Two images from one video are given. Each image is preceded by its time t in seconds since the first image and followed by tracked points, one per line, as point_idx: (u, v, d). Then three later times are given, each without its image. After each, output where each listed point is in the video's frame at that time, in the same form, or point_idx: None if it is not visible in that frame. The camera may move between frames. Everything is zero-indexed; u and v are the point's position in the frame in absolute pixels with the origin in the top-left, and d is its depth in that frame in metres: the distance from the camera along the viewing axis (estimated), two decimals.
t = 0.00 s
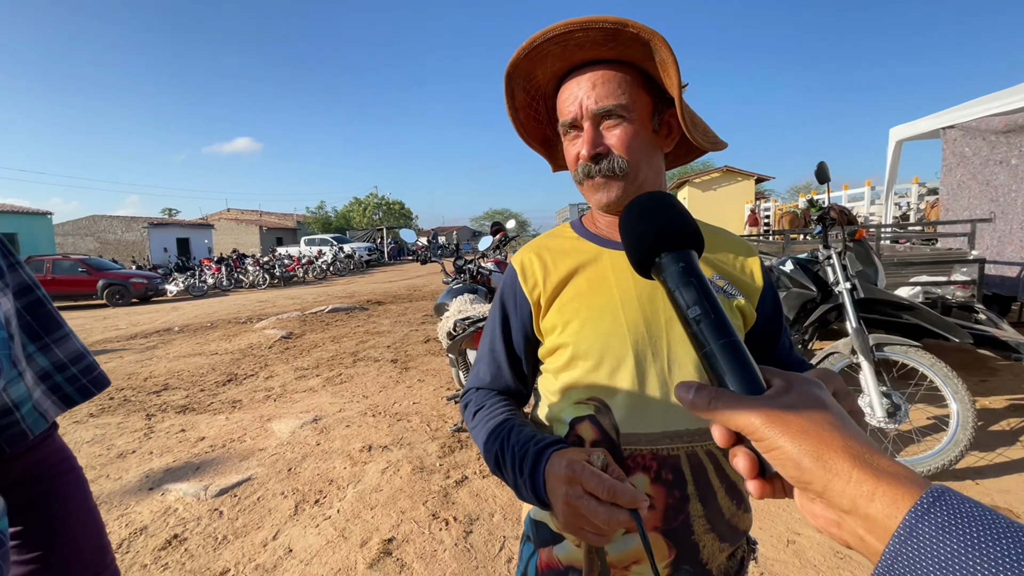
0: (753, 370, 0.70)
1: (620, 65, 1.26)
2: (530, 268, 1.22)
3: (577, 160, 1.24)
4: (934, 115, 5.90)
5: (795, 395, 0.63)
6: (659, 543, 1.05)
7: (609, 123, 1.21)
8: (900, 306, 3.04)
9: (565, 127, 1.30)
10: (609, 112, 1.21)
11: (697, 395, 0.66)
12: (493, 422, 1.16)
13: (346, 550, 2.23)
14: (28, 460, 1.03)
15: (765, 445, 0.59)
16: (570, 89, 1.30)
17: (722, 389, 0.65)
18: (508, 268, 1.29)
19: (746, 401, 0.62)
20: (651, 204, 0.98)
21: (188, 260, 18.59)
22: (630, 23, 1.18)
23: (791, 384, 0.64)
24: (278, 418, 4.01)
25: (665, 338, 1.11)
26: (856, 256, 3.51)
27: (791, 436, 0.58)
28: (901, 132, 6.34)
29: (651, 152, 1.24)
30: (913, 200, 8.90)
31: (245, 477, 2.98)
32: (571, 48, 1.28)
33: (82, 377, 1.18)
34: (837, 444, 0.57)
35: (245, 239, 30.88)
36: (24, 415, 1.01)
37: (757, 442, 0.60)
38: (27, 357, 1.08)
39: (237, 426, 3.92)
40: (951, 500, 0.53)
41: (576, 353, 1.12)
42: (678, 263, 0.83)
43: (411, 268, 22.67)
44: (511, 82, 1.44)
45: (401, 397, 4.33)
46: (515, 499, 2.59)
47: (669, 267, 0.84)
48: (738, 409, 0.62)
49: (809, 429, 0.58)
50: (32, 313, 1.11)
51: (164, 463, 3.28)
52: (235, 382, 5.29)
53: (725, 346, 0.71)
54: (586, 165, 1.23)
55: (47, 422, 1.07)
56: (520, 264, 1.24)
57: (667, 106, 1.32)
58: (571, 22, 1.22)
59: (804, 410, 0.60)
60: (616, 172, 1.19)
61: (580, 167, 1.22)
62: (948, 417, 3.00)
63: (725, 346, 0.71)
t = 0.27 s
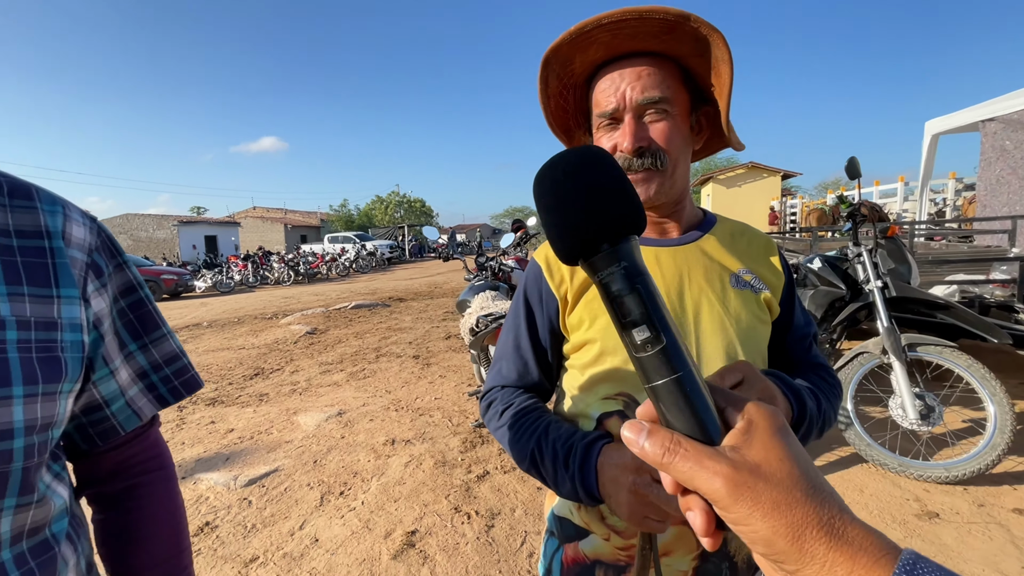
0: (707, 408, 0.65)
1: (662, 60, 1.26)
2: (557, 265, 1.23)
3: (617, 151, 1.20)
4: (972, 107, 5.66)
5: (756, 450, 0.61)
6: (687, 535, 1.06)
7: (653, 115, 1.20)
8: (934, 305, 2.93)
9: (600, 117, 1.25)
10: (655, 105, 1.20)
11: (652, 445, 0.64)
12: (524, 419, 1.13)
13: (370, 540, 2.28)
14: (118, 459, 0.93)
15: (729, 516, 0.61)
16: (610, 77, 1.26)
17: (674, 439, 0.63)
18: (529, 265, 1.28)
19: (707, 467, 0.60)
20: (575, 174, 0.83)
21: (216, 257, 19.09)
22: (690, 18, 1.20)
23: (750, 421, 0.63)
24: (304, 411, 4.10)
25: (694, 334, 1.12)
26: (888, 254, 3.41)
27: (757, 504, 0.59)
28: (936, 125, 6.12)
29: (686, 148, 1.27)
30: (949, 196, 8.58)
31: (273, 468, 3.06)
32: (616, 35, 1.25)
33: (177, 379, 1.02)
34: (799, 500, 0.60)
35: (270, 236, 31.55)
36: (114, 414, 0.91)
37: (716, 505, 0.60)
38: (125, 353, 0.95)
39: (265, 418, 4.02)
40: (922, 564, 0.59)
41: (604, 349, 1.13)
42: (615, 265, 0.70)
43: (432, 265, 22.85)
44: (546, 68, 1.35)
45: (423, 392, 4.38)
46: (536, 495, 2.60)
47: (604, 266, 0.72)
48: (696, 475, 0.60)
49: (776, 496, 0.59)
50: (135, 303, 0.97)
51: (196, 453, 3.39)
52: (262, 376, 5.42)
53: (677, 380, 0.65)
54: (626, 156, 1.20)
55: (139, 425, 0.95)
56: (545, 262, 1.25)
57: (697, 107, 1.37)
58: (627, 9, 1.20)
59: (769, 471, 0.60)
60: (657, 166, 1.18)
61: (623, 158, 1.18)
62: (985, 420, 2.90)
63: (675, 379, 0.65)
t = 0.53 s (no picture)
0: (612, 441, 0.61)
1: (709, 50, 1.26)
2: (581, 258, 1.21)
3: (666, 140, 1.18)
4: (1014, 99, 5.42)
5: (683, 483, 0.59)
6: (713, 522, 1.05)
7: (701, 106, 1.19)
8: (970, 304, 2.85)
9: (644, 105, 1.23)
10: (705, 96, 1.19)
11: (557, 500, 0.58)
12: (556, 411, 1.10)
13: (394, 531, 2.32)
14: (186, 470, 0.97)
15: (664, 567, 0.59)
16: (661, 62, 1.22)
17: (583, 487, 0.58)
18: (553, 261, 1.27)
19: (629, 522, 0.56)
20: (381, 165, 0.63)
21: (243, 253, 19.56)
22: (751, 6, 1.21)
23: (666, 449, 0.60)
24: (328, 404, 4.18)
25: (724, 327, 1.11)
26: (923, 250, 3.31)
27: (690, 548, 0.58)
28: (974, 117, 5.90)
29: (720, 142, 1.28)
30: (987, 191, 8.25)
31: (299, 459, 3.14)
32: (672, 19, 1.21)
33: (237, 399, 1.01)
34: (735, 535, 0.59)
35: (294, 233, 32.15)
36: (173, 428, 0.94)
37: (639, 553, 0.57)
38: (192, 368, 0.97)
39: (290, 410, 4.12)
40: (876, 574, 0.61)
41: (630, 343, 1.12)
42: (460, 293, 0.59)
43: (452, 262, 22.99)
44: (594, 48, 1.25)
45: (444, 387, 4.42)
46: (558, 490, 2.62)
47: (444, 296, 0.60)
48: (616, 527, 0.57)
49: (710, 538, 0.58)
50: (203, 320, 0.99)
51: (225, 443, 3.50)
52: (288, 369, 5.55)
53: (565, 421, 0.58)
54: (673, 147, 1.19)
55: (200, 441, 0.97)
56: (569, 255, 1.23)
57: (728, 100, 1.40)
58: None
59: (699, 508, 0.58)
60: (702, 158, 1.18)
61: (673, 148, 1.17)
62: None
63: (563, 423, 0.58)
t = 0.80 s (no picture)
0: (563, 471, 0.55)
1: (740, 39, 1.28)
2: (594, 255, 1.21)
3: (699, 129, 1.17)
4: None
5: (646, 507, 0.54)
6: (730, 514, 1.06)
7: (731, 96, 1.20)
8: (984, 302, 2.84)
9: (675, 92, 1.21)
10: (736, 87, 1.21)
11: (500, 543, 0.53)
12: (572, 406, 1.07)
13: (405, 525, 2.34)
14: (168, 482, 0.99)
15: None
16: (696, 49, 1.21)
17: (531, 525, 0.53)
18: (564, 259, 1.26)
19: (588, 560, 0.52)
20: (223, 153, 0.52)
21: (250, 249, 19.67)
22: None
23: (625, 469, 0.55)
24: (337, 399, 4.21)
25: (739, 323, 1.12)
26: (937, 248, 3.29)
27: None
28: (988, 113, 5.83)
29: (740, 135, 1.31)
30: (1000, 188, 8.16)
31: (309, 453, 3.16)
32: (710, 6, 1.21)
33: (222, 404, 1.01)
34: (710, 556, 0.55)
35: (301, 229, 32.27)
36: (154, 436, 0.95)
37: None
38: (174, 371, 0.97)
39: (300, 405, 4.15)
40: None
41: (646, 340, 1.13)
42: (349, 317, 0.48)
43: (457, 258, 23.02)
44: (632, 26, 1.20)
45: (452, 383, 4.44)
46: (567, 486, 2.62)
47: (329, 321, 0.50)
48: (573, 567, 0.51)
49: (681, 567, 0.53)
50: (187, 320, 0.99)
51: (236, 437, 3.53)
52: (296, 364, 5.59)
53: (506, 455, 0.52)
54: (705, 136, 1.18)
55: (184, 451, 0.97)
56: (582, 252, 1.22)
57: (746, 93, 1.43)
58: None
59: (665, 532, 0.54)
60: (732, 149, 1.19)
61: (707, 136, 1.16)
62: None
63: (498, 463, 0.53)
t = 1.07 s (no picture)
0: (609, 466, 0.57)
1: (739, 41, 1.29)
2: (582, 252, 1.20)
3: (703, 128, 1.15)
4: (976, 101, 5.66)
5: (698, 523, 0.55)
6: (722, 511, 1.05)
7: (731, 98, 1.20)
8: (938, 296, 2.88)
9: (681, 87, 1.18)
10: (737, 90, 1.21)
11: (549, 534, 0.55)
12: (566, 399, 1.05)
13: (380, 529, 2.30)
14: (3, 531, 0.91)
15: None
16: (706, 47, 1.19)
17: (580, 521, 0.54)
18: (550, 256, 1.25)
19: (635, 563, 0.52)
20: (339, 126, 0.55)
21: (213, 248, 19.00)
22: (794, 9, 1.27)
23: (678, 484, 0.56)
24: (308, 402, 4.10)
25: (728, 317, 1.14)
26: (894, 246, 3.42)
27: None
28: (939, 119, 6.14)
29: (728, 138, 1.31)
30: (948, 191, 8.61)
31: (279, 458, 3.07)
32: (725, 4, 1.20)
33: (62, 435, 0.98)
34: None
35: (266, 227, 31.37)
36: None
37: None
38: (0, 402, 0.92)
39: (268, 408, 4.03)
40: None
41: (637, 337, 1.14)
42: (432, 288, 0.53)
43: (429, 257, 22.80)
44: (655, 12, 1.12)
45: (427, 383, 4.39)
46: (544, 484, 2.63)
47: (414, 291, 0.54)
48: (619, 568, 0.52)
49: None
50: (11, 335, 0.97)
51: (201, 443, 3.39)
52: (264, 366, 5.42)
53: (564, 441, 0.54)
54: (709, 136, 1.16)
55: (17, 495, 0.91)
56: (570, 250, 1.21)
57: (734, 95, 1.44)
58: None
59: (715, 550, 0.55)
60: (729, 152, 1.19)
61: (712, 136, 1.14)
62: (987, 411, 2.94)
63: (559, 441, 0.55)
